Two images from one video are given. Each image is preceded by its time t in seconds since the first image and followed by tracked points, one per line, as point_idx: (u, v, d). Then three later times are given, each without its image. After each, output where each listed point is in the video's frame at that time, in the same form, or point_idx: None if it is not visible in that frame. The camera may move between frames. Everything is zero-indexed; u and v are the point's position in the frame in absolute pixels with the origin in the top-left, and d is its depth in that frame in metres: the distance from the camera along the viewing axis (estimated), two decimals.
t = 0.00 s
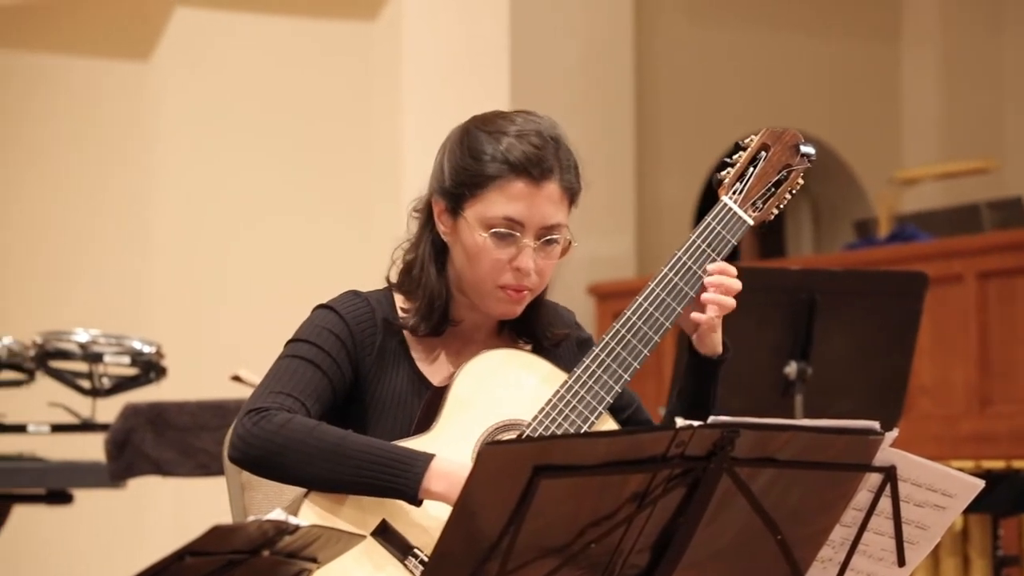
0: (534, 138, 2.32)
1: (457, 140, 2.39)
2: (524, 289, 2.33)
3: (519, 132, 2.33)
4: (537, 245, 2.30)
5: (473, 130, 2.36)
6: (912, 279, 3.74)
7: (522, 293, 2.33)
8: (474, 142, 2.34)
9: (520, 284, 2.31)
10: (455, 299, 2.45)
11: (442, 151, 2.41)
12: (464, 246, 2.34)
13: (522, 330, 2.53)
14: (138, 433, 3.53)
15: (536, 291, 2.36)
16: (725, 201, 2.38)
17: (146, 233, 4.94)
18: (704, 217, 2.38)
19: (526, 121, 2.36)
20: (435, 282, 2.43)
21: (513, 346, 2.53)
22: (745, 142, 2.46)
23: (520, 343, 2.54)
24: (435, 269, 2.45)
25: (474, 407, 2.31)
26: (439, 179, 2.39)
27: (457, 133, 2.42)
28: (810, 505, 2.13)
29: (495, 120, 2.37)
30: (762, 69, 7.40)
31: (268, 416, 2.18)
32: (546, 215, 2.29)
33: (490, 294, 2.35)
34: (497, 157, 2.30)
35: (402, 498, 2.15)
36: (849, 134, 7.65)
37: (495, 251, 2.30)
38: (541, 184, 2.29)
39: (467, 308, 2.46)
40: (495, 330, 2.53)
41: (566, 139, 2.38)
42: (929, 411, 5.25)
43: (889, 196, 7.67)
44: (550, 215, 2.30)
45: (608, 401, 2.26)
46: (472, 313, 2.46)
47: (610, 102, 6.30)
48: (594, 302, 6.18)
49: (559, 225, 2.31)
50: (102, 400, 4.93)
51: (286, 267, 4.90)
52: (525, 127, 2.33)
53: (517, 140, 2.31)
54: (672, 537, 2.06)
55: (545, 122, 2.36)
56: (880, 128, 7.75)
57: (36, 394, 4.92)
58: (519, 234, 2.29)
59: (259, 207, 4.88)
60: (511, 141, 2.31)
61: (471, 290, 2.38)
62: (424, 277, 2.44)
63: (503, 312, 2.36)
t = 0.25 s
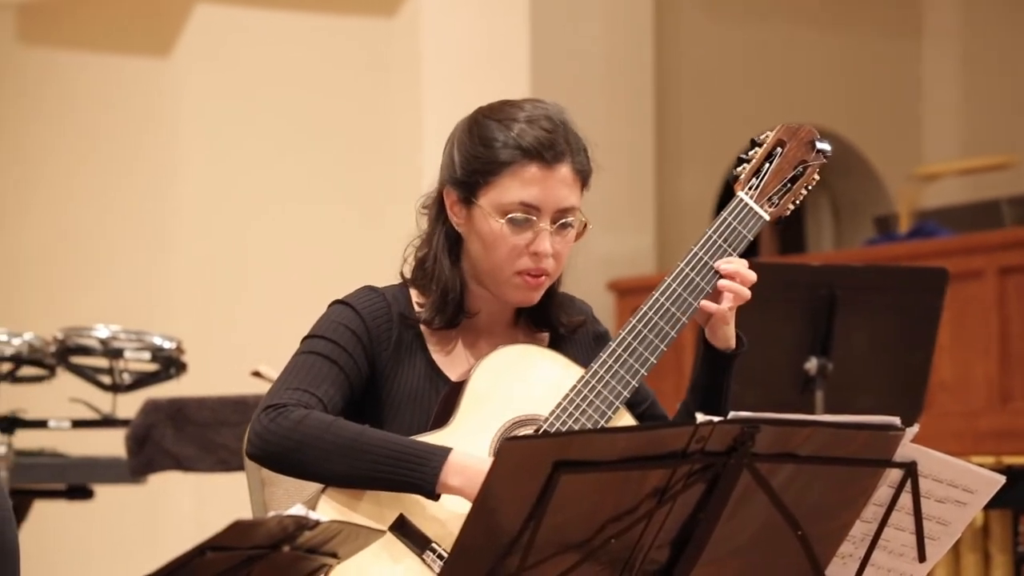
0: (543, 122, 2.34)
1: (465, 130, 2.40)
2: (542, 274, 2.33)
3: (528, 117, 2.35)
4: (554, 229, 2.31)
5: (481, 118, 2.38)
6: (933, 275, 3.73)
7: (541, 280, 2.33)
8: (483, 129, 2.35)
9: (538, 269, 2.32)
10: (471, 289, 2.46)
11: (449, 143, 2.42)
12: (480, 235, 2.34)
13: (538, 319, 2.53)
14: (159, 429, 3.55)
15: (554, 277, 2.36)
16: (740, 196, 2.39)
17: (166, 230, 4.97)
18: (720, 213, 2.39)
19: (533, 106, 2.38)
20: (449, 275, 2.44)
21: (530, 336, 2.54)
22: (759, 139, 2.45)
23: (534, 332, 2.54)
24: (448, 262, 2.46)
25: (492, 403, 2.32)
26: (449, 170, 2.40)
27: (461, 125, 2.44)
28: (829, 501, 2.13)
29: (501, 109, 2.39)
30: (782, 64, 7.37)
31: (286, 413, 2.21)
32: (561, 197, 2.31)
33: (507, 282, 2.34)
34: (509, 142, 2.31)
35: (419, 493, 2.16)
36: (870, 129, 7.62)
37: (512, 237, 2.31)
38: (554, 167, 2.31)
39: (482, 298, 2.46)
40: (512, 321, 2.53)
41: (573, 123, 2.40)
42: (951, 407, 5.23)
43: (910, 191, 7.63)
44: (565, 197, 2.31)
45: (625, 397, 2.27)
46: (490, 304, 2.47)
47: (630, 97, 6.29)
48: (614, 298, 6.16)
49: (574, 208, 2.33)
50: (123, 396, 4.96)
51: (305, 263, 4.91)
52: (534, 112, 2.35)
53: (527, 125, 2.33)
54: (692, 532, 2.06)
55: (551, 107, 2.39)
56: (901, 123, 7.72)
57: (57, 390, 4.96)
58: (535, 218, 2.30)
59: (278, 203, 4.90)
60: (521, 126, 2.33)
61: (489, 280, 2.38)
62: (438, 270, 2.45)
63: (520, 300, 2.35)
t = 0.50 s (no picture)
0: (540, 104, 2.37)
1: (461, 120, 2.42)
2: (553, 255, 2.34)
3: (524, 100, 2.37)
4: (561, 208, 2.32)
5: (476, 106, 2.40)
6: (945, 266, 3.72)
7: (553, 262, 2.34)
8: (481, 116, 2.37)
9: (549, 250, 2.33)
10: (475, 281, 2.47)
11: (445, 135, 2.44)
12: (488, 221, 2.35)
13: (545, 305, 2.54)
14: (170, 420, 3.56)
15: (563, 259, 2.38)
16: (750, 188, 2.38)
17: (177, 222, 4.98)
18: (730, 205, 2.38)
19: (526, 90, 2.41)
20: (453, 267, 2.45)
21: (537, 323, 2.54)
22: (770, 131, 2.45)
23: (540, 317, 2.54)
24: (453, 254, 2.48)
25: (501, 394, 2.33)
26: (449, 162, 2.41)
27: (455, 116, 2.45)
28: (841, 492, 2.13)
29: (495, 96, 2.41)
30: (793, 56, 7.35)
31: (294, 405, 2.21)
32: (566, 176, 2.33)
33: (518, 267, 2.35)
34: (509, 125, 2.33)
35: (430, 482, 2.17)
36: (882, 121, 7.60)
37: (522, 220, 2.32)
38: (556, 147, 2.33)
39: (488, 289, 2.48)
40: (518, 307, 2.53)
41: (566, 104, 2.43)
42: (962, 399, 5.22)
43: (922, 183, 7.61)
44: (569, 176, 2.33)
45: (635, 388, 2.28)
46: (498, 293, 2.48)
47: (642, 90, 6.28)
48: (625, 291, 6.16)
49: (578, 186, 2.35)
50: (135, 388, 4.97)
51: (316, 255, 4.93)
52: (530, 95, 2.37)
53: (523, 108, 2.35)
54: (703, 524, 2.07)
55: (544, 90, 2.41)
56: (913, 115, 7.70)
57: (69, 382, 4.97)
58: (542, 198, 2.32)
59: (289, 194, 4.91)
60: (519, 110, 2.35)
61: (499, 267, 2.39)
62: (443, 261, 2.46)
63: (533, 285, 2.36)
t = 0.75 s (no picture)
0: (546, 96, 2.40)
1: (469, 126, 2.39)
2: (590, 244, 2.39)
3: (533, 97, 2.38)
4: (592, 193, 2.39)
5: (484, 110, 2.38)
6: (954, 259, 3.71)
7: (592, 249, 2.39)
8: (497, 118, 2.37)
9: (590, 239, 2.38)
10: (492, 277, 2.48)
11: (453, 143, 2.41)
12: (531, 222, 2.36)
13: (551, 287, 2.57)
14: (178, 414, 3.57)
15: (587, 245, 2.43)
16: (756, 182, 2.38)
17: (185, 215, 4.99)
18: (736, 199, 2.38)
19: (513, 85, 2.42)
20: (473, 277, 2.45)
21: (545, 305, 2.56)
22: (777, 125, 2.45)
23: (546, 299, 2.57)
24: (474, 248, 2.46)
25: (509, 385, 2.33)
26: (471, 171, 2.39)
27: (450, 122, 2.43)
28: (848, 485, 2.13)
29: (489, 96, 2.40)
30: (801, 49, 7.34)
31: (297, 401, 2.23)
32: (590, 162, 2.39)
33: (563, 264, 2.37)
34: (537, 122, 2.35)
35: (437, 468, 2.17)
36: (890, 115, 7.59)
37: (568, 213, 2.35)
38: (576, 136, 2.39)
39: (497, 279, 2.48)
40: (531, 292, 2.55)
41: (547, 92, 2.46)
42: (971, 393, 5.22)
43: (930, 176, 7.60)
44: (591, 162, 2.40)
45: (641, 381, 2.29)
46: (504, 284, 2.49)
47: (649, 84, 6.27)
48: (633, 284, 6.16)
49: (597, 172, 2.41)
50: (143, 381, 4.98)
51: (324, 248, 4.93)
52: (534, 89, 2.40)
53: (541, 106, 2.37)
54: (711, 517, 2.07)
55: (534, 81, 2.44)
56: (921, 109, 7.68)
57: (76, 374, 4.98)
58: (581, 188, 2.37)
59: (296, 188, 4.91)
60: (537, 108, 2.37)
61: (536, 265, 2.40)
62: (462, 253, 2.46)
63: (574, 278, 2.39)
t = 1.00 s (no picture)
0: (545, 102, 2.41)
1: (471, 139, 2.40)
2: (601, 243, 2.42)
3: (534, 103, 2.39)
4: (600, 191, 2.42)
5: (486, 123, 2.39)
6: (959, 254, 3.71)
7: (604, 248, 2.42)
8: (501, 129, 2.38)
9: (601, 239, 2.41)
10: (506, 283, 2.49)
11: (457, 160, 2.42)
12: (544, 229, 2.38)
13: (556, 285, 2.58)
14: (182, 409, 3.58)
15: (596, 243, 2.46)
16: (759, 180, 2.38)
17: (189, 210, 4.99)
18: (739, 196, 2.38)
19: (509, 92, 2.43)
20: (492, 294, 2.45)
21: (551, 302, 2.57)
22: (781, 123, 2.44)
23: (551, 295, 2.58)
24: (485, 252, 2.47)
25: (512, 382, 2.34)
26: (479, 186, 2.40)
27: (451, 139, 2.44)
28: (851, 480, 2.13)
29: (487, 109, 2.41)
30: (806, 43, 7.32)
31: (300, 401, 2.23)
32: (594, 162, 2.41)
33: (577, 267, 2.40)
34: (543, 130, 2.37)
35: (440, 466, 2.18)
36: (894, 110, 7.58)
37: (580, 217, 2.37)
38: (577, 137, 2.41)
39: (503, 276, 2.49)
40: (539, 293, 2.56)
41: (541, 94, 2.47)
42: (976, 388, 5.21)
43: (935, 171, 7.59)
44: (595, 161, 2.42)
45: (644, 378, 2.28)
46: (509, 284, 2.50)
47: (654, 79, 6.25)
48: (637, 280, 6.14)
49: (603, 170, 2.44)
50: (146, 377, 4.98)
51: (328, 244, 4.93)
52: (533, 96, 2.42)
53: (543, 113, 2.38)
54: (715, 514, 2.07)
55: (528, 87, 2.45)
56: (925, 104, 7.67)
57: (80, 369, 4.98)
58: (589, 189, 2.39)
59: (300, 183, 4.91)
60: (539, 116, 2.38)
61: (551, 271, 2.42)
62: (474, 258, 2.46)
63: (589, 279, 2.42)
